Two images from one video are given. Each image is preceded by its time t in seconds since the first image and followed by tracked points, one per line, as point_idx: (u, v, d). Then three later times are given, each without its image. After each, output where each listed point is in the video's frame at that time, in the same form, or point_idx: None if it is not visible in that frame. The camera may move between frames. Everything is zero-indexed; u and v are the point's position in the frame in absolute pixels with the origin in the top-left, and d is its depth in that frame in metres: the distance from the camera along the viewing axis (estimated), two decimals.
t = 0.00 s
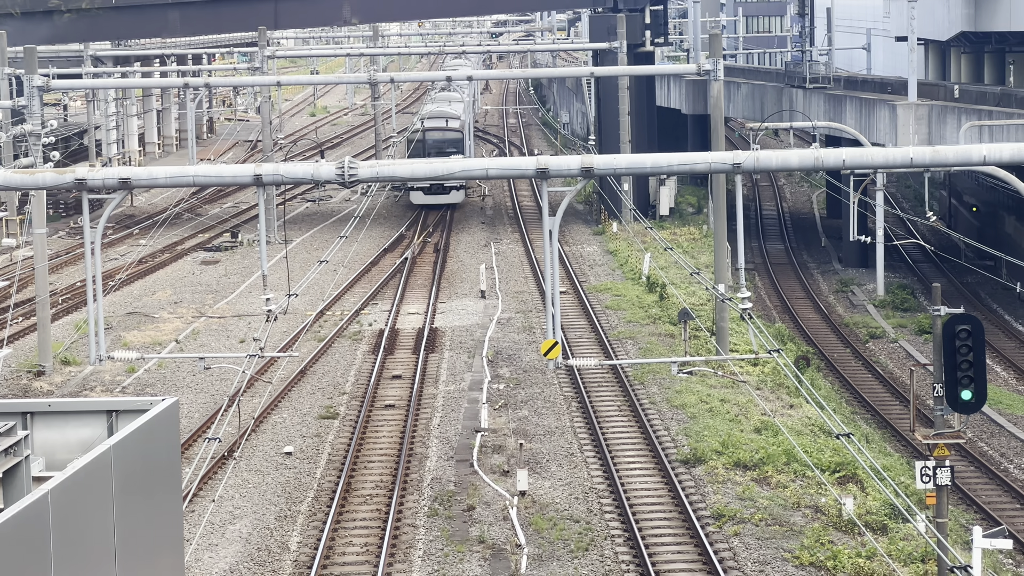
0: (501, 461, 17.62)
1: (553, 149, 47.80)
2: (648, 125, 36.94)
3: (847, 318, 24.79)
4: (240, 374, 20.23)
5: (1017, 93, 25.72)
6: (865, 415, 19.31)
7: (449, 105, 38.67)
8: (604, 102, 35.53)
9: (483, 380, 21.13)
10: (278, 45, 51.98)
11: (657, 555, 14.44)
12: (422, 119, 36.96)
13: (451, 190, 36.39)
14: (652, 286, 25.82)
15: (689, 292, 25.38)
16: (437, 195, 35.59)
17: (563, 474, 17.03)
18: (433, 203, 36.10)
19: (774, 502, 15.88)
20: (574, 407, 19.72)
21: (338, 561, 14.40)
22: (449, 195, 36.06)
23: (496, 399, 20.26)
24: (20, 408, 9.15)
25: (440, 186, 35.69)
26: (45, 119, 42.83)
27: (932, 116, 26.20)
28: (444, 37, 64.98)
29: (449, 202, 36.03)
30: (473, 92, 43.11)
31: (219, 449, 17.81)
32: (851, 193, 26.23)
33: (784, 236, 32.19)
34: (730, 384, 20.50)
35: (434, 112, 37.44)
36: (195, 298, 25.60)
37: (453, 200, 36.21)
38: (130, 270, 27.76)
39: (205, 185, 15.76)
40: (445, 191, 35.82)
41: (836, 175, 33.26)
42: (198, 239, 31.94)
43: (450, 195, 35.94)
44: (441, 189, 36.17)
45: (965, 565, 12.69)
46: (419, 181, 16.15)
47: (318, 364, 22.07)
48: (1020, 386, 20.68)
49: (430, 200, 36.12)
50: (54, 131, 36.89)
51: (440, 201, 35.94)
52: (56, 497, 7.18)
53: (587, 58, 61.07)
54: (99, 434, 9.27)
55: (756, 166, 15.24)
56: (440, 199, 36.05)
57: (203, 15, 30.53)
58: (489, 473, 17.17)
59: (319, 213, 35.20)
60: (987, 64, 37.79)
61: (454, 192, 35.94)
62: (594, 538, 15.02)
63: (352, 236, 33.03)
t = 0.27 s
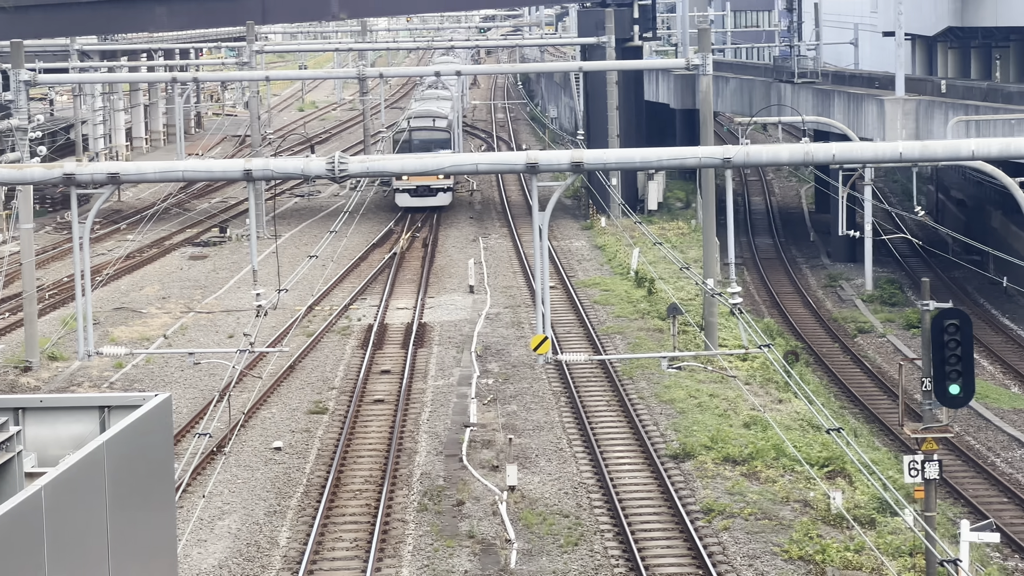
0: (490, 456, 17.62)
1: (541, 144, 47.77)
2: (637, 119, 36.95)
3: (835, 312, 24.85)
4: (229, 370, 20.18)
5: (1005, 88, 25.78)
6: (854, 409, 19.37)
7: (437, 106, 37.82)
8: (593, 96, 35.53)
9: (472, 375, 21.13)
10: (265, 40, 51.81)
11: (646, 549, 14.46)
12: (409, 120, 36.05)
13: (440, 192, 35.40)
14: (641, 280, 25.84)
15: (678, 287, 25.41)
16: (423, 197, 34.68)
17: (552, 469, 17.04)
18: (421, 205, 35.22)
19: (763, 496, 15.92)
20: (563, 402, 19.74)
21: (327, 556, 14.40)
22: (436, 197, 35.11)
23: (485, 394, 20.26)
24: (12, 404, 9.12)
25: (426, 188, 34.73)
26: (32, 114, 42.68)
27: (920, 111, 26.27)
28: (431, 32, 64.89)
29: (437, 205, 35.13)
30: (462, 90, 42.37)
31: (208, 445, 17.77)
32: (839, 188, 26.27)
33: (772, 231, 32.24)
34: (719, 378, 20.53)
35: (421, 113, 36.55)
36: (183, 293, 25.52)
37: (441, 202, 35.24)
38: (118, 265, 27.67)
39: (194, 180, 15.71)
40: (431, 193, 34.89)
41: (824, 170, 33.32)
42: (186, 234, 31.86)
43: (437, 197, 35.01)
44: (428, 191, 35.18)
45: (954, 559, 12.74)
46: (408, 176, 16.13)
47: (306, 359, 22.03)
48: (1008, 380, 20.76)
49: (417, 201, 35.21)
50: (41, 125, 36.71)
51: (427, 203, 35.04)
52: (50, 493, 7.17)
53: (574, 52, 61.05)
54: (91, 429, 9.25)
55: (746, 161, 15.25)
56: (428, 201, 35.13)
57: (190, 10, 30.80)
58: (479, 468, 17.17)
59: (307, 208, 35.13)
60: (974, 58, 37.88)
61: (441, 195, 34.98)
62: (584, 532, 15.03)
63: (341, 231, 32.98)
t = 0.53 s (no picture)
0: (492, 446, 17.61)
1: (543, 134, 47.72)
2: (638, 110, 36.89)
3: (837, 303, 24.83)
4: (231, 359, 20.17)
5: (1007, 79, 25.72)
6: (856, 399, 19.36)
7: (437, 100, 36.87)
8: (594, 87, 35.47)
9: (474, 365, 21.13)
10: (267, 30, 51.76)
11: (648, 540, 14.46)
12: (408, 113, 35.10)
13: (439, 190, 34.65)
14: (643, 271, 25.82)
15: (680, 277, 25.38)
16: (423, 194, 33.90)
17: (554, 459, 17.04)
18: (420, 202, 34.49)
19: (764, 487, 15.91)
20: (565, 392, 19.73)
21: (329, 547, 14.39)
22: (436, 195, 34.36)
23: (486, 384, 20.25)
24: (16, 394, 9.10)
25: (425, 185, 34.01)
26: (33, 103, 42.61)
27: (922, 101, 26.22)
28: (433, 22, 64.77)
29: (436, 203, 34.40)
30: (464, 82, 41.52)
31: (210, 435, 17.78)
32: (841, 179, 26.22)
33: (774, 221, 32.21)
34: (720, 369, 20.53)
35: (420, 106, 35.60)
36: (185, 283, 25.51)
37: (441, 200, 34.45)
38: (120, 255, 27.65)
39: (196, 170, 15.67)
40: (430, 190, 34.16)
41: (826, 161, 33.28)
42: (187, 224, 31.82)
43: (437, 195, 34.26)
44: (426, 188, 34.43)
45: (956, 550, 12.74)
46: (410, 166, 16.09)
47: (308, 349, 22.03)
48: (1010, 371, 20.76)
49: (416, 199, 34.49)
50: (43, 115, 36.68)
51: (426, 201, 34.30)
52: (55, 484, 7.16)
53: (576, 43, 60.94)
54: (96, 419, 9.25)
55: (748, 152, 15.20)
56: (427, 198, 34.40)
57: None
58: (481, 458, 17.16)
59: (309, 198, 35.10)
60: (977, 49, 37.78)
61: (441, 192, 34.16)
62: (585, 523, 15.02)
63: (342, 221, 32.95)
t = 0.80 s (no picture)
0: (496, 436, 17.63)
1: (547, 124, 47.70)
2: (642, 100, 36.85)
3: (841, 293, 24.82)
4: (235, 349, 20.20)
5: (1012, 69, 25.66)
6: (860, 390, 19.37)
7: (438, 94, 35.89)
8: (599, 76, 35.43)
9: (478, 355, 21.14)
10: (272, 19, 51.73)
11: (652, 530, 14.48)
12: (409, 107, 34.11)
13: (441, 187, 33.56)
14: (647, 260, 25.82)
15: (684, 267, 25.37)
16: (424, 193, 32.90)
17: (558, 449, 17.05)
18: (422, 200, 33.53)
19: (768, 477, 15.92)
20: (569, 382, 19.74)
21: (333, 536, 14.43)
22: (438, 192, 33.39)
23: (491, 373, 20.27)
24: (21, 383, 9.12)
25: (427, 183, 32.99)
26: (38, 92, 42.62)
27: (927, 92, 26.18)
28: (438, 12, 64.68)
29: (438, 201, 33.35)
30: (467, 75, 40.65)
31: (215, 423, 17.81)
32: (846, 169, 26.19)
33: (778, 212, 32.18)
34: (725, 359, 20.54)
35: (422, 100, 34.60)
36: (189, 272, 25.52)
37: (444, 198, 33.48)
38: (124, 244, 27.67)
39: (201, 159, 15.67)
40: (433, 188, 33.18)
41: (830, 151, 33.24)
42: (192, 213, 31.83)
43: (439, 193, 33.27)
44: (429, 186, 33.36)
45: (960, 540, 12.75)
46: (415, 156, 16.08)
47: (312, 338, 22.05)
48: (1014, 362, 20.76)
49: (418, 198, 33.49)
50: (48, 104, 36.68)
51: (428, 199, 33.31)
52: (60, 472, 7.16)
53: (581, 33, 60.86)
54: (101, 408, 9.26)
55: (753, 142, 15.18)
56: (429, 196, 33.44)
57: None
58: (485, 448, 17.18)
59: (313, 188, 35.08)
60: (982, 40, 37.70)
61: (443, 190, 33.16)
62: (589, 512, 15.04)
63: (347, 210, 32.94)
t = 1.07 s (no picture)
0: (503, 424, 17.63)
1: (555, 113, 47.62)
2: (650, 89, 36.77)
3: (849, 282, 24.78)
4: (243, 337, 20.21)
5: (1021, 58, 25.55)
6: (868, 379, 19.35)
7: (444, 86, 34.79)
8: (606, 65, 35.35)
9: (486, 343, 21.14)
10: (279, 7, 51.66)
11: (658, 519, 14.48)
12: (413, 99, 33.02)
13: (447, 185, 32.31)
14: (654, 249, 25.79)
15: (692, 256, 25.33)
16: (429, 190, 31.70)
17: (565, 438, 17.05)
18: (426, 198, 32.28)
19: (776, 466, 15.91)
20: (576, 371, 19.74)
21: (340, 524, 14.45)
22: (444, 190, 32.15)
23: (498, 362, 20.27)
24: (30, 369, 9.13)
25: (432, 181, 31.79)
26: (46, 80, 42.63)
27: (935, 80, 26.08)
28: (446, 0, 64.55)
29: (443, 199, 32.12)
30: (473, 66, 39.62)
31: (222, 412, 17.83)
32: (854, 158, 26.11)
33: (786, 201, 32.12)
34: (732, 347, 20.53)
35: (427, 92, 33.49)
36: (197, 260, 25.53)
37: (450, 196, 32.19)
38: (132, 232, 27.68)
39: (209, 146, 15.64)
40: (438, 185, 31.96)
41: (838, 140, 33.14)
42: (199, 201, 31.83)
43: (445, 190, 32.04)
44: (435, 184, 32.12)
45: (968, 529, 12.73)
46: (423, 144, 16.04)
47: (320, 326, 22.05)
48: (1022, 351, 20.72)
49: (423, 195, 32.28)
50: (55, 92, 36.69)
51: (433, 197, 32.09)
52: (68, 459, 7.17)
53: (589, 22, 60.72)
54: (110, 395, 9.26)
55: (761, 131, 15.12)
56: (434, 194, 32.21)
57: None
58: (492, 436, 17.18)
59: (320, 176, 35.07)
60: (991, 28, 37.55)
61: (449, 187, 31.94)
62: (596, 501, 15.04)
63: (354, 199, 32.91)
